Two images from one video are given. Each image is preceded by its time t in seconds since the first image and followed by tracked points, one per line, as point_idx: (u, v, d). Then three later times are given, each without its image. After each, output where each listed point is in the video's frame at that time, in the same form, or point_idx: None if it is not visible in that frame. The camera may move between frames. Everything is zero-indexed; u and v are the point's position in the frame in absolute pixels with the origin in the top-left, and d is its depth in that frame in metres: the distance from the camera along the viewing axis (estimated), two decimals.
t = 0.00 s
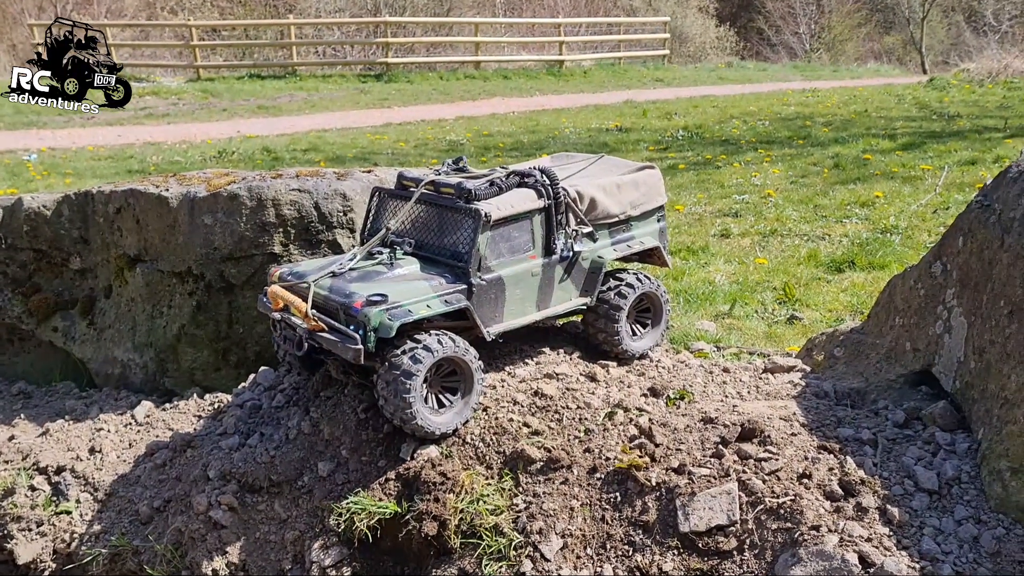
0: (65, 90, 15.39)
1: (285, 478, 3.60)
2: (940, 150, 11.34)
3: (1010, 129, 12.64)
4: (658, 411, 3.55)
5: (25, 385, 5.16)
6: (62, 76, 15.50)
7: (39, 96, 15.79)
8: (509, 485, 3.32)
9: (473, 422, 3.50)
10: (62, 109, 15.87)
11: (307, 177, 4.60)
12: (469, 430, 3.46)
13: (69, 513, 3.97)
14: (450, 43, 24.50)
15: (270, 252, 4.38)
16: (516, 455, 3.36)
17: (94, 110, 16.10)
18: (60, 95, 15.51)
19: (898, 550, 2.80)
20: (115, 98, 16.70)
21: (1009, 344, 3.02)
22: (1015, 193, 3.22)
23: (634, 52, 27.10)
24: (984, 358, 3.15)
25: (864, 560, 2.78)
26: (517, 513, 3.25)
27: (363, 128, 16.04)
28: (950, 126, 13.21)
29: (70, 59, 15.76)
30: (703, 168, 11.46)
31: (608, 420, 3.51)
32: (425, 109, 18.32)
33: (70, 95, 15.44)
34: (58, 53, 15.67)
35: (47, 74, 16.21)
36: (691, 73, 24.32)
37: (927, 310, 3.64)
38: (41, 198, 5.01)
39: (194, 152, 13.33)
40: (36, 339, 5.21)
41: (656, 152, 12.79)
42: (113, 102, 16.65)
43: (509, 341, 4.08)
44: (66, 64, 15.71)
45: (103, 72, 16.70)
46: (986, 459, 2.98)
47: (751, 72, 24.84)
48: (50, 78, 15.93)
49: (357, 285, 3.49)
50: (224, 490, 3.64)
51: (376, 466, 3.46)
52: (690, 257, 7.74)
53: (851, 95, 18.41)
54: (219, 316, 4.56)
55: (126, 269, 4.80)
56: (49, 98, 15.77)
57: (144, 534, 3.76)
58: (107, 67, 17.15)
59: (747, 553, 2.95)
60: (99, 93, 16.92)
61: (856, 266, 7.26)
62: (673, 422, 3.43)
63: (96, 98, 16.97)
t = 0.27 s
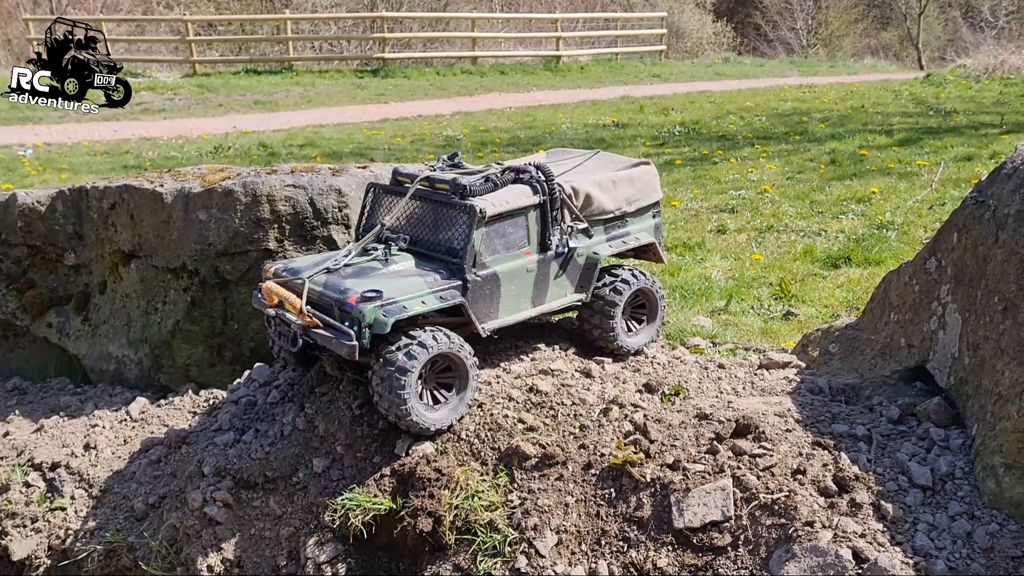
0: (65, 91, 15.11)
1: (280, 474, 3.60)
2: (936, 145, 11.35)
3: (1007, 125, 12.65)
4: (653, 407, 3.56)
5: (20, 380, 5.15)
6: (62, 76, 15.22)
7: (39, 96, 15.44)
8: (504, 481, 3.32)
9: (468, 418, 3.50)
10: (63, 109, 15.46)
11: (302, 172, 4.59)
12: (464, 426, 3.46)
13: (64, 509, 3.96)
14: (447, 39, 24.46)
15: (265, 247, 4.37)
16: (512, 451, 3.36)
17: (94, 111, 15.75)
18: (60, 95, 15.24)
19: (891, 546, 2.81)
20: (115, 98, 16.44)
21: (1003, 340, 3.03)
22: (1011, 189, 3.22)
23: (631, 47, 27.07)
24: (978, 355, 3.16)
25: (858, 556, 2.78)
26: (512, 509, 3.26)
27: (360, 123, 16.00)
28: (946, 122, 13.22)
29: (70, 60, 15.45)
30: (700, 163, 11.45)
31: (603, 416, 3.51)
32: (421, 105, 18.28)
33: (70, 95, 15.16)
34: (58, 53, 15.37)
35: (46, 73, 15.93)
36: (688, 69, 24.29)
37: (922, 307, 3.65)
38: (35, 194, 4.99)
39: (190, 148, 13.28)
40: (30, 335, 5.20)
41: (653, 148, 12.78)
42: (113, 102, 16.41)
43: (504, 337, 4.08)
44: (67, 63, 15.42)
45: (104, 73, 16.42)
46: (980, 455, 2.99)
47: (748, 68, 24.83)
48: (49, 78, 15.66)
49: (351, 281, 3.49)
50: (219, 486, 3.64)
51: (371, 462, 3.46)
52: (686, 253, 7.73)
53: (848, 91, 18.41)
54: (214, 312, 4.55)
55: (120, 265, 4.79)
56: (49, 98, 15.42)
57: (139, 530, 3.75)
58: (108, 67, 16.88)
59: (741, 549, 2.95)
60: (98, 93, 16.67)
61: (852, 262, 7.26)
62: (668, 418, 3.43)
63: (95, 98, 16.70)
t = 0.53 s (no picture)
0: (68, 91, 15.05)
1: (274, 472, 3.60)
2: (933, 142, 11.36)
3: (1003, 121, 12.66)
4: (647, 404, 3.56)
5: (15, 380, 5.15)
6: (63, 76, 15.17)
7: (38, 96, 15.49)
8: (498, 478, 3.32)
9: (462, 416, 3.50)
10: (63, 109, 15.45)
11: (297, 170, 4.59)
12: (458, 424, 3.46)
13: (59, 509, 3.96)
14: (444, 36, 24.45)
15: (260, 245, 4.36)
16: (506, 449, 3.36)
17: (94, 111, 15.73)
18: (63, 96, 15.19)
19: (885, 542, 2.81)
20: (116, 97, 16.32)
21: (996, 336, 3.02)
22: (1004, 185, 3.22)
23: (628, 44, 27.07)
24: (972, 351, 3.16)
25: (851, 552, 2.79)
26: (507, 506, 3.26)
27: (357, 121, 16.00)
28: (942, 118, 13.23)
29: (71, 60, 15.37)
30: (696, 160, 11.45)
31: (598, 413, 3.51)
32: (418, 102, 18.28)
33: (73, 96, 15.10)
34: (58, 54, 15.28)
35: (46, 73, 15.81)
36: (685, 66, 24.30)
37: (916, 303, 3.65)
38: (30, 193, 4.99)
39: (186, 146, 13.28)
40: (25, 334, 5.19)
41: (650, 145, 12.79)
42: (113, 102, 16.31)
43: (499, 335, 4.08)
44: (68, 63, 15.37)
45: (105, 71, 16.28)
46: (973, 451, 2.99)
47: (744, 65, 24.84)
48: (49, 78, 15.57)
49: (346, 278, 3.49)
50: (214, 485, 3.64)
51: (366, 460, 3.45)
52: (683, 250, 7.73)
53: (844, 87, 18.43)
54: (208, 310, 4.55)
55: (115, 264, 4.78)
56: (48, 98, 15.42)
57: (134, 528, 3.75)
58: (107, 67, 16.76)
59: (735, 546, 2.95)
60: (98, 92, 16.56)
61: (848, 259, 7.27)
62: (662, 415, 3.43)
63: (95, 98, 16.60)
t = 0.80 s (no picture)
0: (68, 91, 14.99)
1: (272, 473, 3.60)
2: (931, 139, 11.36)
3: (1001, 118, 12.67)
4: (644, 404, 3.56)
5: (13, 381, 5.15)
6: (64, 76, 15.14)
7: (39, 96, 15.49)
8: (495, 478, 3.32)
9: (459, 416, 3.50)
10: (64, 109, 15.49)
11: (293, 171, 4.59)
12: (455, 424, 3.47)
13: (56, 510, 3.96)
14: (442, 36, 24.46)
15: (256, 247, 4.36)
16: (503, 449, 3.36)
17: (95, 111, 15.74)
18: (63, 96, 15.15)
19: (880, 540, 2.82)
20: (116, 97, 16.27)
21: (991, 335, 3.03)
22: (999, 183, 3.23)
23: (626, 43, 27.08)
24: (967, 349, 3.16)
25: (847, 550, 2.79)
26: (504, 506, 3.26)
27: (355, 121, 16.00)
28: (940, 116, 13.23)
29: (71, 60, 15.37)
30: (694, 159, 11.46)
31: (595, 413, 3.51)
32: (417, 102, 18.28)
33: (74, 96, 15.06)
34: (58, 54, 15.28)
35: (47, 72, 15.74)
36: (683, 64, 24.31)
37: (912, 302, 3.65)
38: (27, 195, 4.99)
39: (184, 147, 13.28)
40: (23, 336, 5.19)
41: (648, 144, 12.79)
42: (113, 102, 16.27)
43: (495, 335, 4.08)
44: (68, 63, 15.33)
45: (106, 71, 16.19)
46: (969, 449, 3.00)
47: (743, 63, 24.85)
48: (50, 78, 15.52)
49: (342, 279, 3.49)
50: (211, 486, 3.65)
51: (363, 461, 3.46)
52: (681, 249, 7.74)
53: (843, 85, 18.43)
54: (205, 312, 4.54)
55: (112, 266, 4.79)
56: (48, 97, 15.45)
57: (132, 530, 3.75)
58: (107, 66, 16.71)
59: (731, 545, 2.96)
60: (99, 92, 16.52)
61: (846, 257, 7.27)
62: (659, 415, 3.44)
63: (95, 98, 16.48)
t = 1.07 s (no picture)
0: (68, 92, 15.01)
1: (272, 473, 3.62)
2: (930, 137, 11.36)
3: (1000, 116, 12.68)
4: (644, 402, 3.57)
5: (13, 382, 5.15)
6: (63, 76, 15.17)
7: (39, 96, 15.50)
8: (495, 477, 3.33)
9: (459, 415, 3.51)
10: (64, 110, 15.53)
11: (293, 171, 4.59)
12: (455, 423, 3.48)
13: (57, 510, 3.97)
14: (441, 35, 24.47)
15: (256, 247, 4.37)
16: (503, 448, 3.37)
17: (95, 111, 15.77)
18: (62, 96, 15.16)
19: (880, 538, 2.83)
20: (116, 97, 16.27)
21: (989, 332, 3.03)
22: (998, 180, 3.24)
23: (626, 42, 27.09)
24: (966, 346, 3.17)
25: (847, 547, 2.79)
26: (504, 505, 3.27)
27: (355, 120, 16.00)
28: (940, 114, 13.22)
29: (70, 60, 15.44)
30: (694, 157, 11.46)
31: (594, 411, 3.52)
32: (416, 102, 18.28)
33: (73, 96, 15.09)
34: (58, 54, 15.36)
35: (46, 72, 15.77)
36: (682, 63, 24.32)
37: (910, 299, 3.67)
38: (26, 195, 5.00)
39: (184, 147, 13.29)
40: (23, 337, 5.20)
41: (647, 143, 12.79)
42: (113, 102, 16.30)
43: (495, 333, 4.09)
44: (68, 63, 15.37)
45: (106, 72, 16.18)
46: (968, 446, 3.00)
47: (743, 62, 24.84)
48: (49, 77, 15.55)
49: (342, 279, 3.49)
50: (212, 486, 3.65)
51: (363, 460, 3.47)
52: (680, 247, 7.74)
53: (842, 83, 18.43)
54: (205, 312, 4.54)
55: (112, 266, 4.79)
56: (48, 98, 15.47)
57: (133, 530, 3.76)
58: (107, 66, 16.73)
59: (731, 543, 2.96)
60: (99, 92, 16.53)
61: (846, 255, 7.28)
62: (658, 413, 3.44)
63: (95, 98, 16.46)
